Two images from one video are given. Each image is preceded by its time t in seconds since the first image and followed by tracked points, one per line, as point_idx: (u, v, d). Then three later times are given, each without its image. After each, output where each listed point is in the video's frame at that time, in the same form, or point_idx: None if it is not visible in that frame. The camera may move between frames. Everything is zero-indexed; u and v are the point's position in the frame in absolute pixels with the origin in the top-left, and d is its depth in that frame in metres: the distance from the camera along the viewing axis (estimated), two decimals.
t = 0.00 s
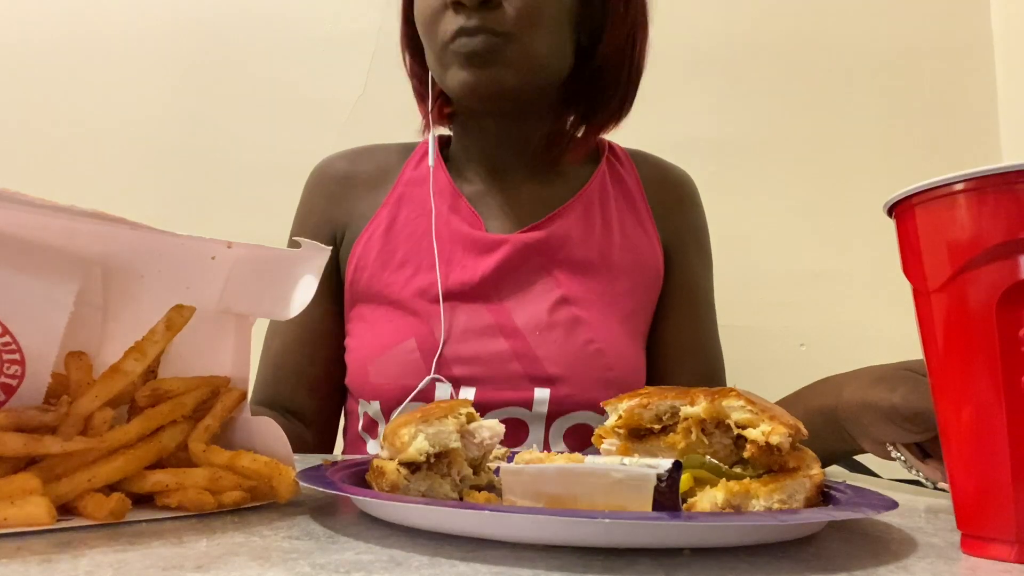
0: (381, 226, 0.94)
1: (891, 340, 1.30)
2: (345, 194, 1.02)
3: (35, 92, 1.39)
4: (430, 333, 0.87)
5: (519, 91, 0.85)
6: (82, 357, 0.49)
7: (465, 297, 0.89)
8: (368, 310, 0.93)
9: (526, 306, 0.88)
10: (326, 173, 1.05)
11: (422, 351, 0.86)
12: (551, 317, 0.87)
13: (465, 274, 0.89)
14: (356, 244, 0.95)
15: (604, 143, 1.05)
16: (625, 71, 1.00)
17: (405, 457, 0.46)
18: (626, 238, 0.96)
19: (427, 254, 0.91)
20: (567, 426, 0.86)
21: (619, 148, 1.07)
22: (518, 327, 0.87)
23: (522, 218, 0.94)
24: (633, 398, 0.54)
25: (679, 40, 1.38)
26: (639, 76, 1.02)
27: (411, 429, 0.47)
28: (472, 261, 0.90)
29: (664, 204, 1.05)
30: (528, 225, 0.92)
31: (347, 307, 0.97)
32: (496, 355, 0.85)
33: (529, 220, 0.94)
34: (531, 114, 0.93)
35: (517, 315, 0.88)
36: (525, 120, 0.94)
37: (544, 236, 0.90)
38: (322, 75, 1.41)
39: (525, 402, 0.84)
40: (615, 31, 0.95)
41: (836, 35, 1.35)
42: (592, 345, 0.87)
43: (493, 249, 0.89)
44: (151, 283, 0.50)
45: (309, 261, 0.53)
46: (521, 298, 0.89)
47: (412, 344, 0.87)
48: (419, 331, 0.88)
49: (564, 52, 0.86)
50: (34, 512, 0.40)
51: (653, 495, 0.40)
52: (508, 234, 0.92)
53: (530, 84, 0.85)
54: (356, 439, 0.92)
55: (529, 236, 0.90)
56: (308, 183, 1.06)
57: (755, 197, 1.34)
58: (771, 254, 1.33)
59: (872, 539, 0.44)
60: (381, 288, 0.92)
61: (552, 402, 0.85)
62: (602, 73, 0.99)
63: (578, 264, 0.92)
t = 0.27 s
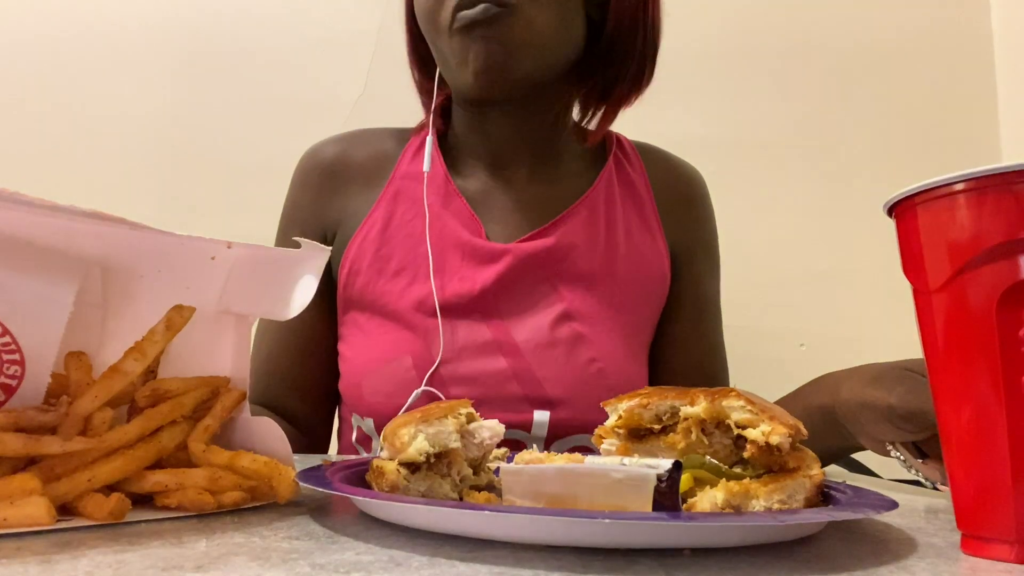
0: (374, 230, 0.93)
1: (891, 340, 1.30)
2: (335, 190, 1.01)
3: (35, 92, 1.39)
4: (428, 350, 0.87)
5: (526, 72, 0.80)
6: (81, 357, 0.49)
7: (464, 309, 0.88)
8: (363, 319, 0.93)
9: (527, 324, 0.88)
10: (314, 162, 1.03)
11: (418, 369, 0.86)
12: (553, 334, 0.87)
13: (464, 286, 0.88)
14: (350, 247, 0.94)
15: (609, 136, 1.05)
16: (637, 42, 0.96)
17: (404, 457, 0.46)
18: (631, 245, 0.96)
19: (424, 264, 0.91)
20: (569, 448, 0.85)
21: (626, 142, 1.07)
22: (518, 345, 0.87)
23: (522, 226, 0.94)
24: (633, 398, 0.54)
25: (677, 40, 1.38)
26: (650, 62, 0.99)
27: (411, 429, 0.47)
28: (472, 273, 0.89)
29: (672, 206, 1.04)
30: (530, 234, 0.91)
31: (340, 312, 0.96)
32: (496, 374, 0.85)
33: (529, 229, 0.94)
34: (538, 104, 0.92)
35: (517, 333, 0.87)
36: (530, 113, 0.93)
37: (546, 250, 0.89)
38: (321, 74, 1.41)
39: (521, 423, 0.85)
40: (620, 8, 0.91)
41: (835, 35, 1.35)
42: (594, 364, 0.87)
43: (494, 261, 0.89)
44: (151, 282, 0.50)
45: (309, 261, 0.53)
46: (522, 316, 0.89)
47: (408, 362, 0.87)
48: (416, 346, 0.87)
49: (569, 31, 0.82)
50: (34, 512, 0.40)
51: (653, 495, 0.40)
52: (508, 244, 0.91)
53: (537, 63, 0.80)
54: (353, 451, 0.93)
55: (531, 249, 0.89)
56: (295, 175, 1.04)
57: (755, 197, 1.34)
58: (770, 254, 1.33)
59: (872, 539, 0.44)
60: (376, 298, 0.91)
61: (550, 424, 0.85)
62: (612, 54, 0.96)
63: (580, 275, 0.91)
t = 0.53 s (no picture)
0: (365, 238, 0.93)
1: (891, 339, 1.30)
2: (323, 195, 1.01)
3: (35, 92, 1.39)
4: (425, 364, 0.87)
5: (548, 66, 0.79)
6: (81, 358, 0.49)
7: (462, 320, 0.88)
8: (358, 331, 0.93)
9: (527, 334, 0.88)
10: (302, 162, 1.03)
11: (415, 384, 0.86)
12: (553, 344, 0.87)
13: (461, 296, 0.88)
14: (340, 256, 0.93)
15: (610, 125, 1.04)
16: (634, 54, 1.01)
17: (404, 457, 0.46)
18: (633, 244, 0.96)
19: (419, 274, 0.90)
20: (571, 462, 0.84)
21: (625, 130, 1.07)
22: (518, 357, 0.87)
23: (519, 232, 0.94)
24: (634, 398, 0.54)
25: (678, 40, 1.38)
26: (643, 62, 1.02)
27: (411, 429, 0.47)
28: (469, 282, 0.89)
29: (671, 203, 1.04)
30: (527, 241, 0.91)
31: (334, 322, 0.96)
32: (496, 388, 0.86)
33: (526, 233, 0.94)
34: (540, 99, 0.91)
35: (516, 344, 0.87)
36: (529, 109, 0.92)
37: (544, 257, 0.89)
38: (321, 74, 1.41)
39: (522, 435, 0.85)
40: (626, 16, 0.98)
41: (835, 35, 1.35)
42: (597, 373, 0.88)
43: (492, 269, 0.89)
44: (151, 282, 0.50)
45: (309, 261, 0.53)
46: (522, 326, 0.89)
47: (404, 376, 0.87)
48: (413, 360, 0.87)
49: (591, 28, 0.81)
50: (34, 512, 0.40)
51: (653, 495, 0.40)
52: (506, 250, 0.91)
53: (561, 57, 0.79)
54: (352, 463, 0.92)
55: (528, 256, 0.89)
56: (280, 179, 1.04)
57: (754, 197, 1.34)
58: (770, 254, 1.33)
59: (872, 540, 0.44)
60: (370, 309, 0.91)
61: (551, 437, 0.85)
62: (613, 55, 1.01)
63: (580, 279, 0.91)
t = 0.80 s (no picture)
0: (355, 245, 0.92)
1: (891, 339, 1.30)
2: (311, 198, 1.01)
3: (36, 93, 1.39)
4: (417, 375, 0.87)
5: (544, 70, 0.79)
6: (80, 357, 0.49)
7: (455, 330, 0.88)
8: (349, 339, 0.93)
9: (521, 343, 0.88)
10: (289, 160, 1.03)
11: (406, 396, 0.86)
12: (547, 353, 0.88)
13: (452, 304, 0.88)
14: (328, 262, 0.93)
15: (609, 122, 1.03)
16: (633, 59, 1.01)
17: (404, 457, 0.46)
18: (630, 246, 0.95)
19: (409, 281, 0.90)
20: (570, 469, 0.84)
21: (622, 128, 1.06)
22: (512, 367, 0.87)
23: (512, 237, 0.94)
24: (633, 398, 0.54)
25: (678, 40, 1.38)
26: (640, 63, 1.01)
27: (411, 429, 0.47)
28: (461, 290, 0.89)
29: (671, 203, 1.04)
30: (519, 248, 0.91)
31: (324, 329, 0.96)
32: (489, 398, 0.86)
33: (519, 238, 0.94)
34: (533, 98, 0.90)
35: (510, 354, 0.88)
36: (521, 109, 0.92)
37: (537, 265, 0.89)
38: (321, 75, 1.41)
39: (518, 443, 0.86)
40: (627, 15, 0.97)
41: (835, 35, 1.35)
42: (592, 382, 0.88)
43: (483, 278, 0.88)
44: (149, 282, 0.50)
45: (309, 260, 0.53)
46: (516, 336, 0.89)
47: (396, 389, 0.87)
48: (404, 371, 0.88)
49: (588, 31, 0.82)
50: (33, 512, 0.40)
51: (653, 495, 0.40)
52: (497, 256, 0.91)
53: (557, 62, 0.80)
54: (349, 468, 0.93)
55: (521, 264, 0.89)
56: (267, 180, 1.04)
57: (754, 197, 1.34)
58: (769, 254, 1.33)
59: (871, 540, 0.44)
60: (360, 318, 0.91)
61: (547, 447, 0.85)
62: (610, 57, 0.99)
63: (574, 285, 0.91)
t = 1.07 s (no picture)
0: (351, 247, 0.92)
1: (891, 339, 1.30)
2: (304, 200, 1.01)
3: (37, 93, 1.39)
4: (414, 377, 0.87)
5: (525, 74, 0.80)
6: (80, 358, 0.49)
7: (451, 332, 0.88)
8: (346, 341, 0.93)
9: (518, 345, 0.88)
10: (284, 160, 1.03)
11: (404, 399, 0.86)
12: (545, 354, 0.88)
13: (449, 306, 0.88)
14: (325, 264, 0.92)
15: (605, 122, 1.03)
16: (631, 56, 1.01)
17: (404, 457, 0.46)
18: (628, 246, 0.95)
19: (406, 283, 0.90)
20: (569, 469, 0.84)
21: (619, 128, 1.06)
22: (509, 369, 0.87)
23: (509, 238, 0.94)
24: (633, 398, 0.54)
25: (678, 40, 1.38)
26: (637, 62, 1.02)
27: (411, 429, 0.47)
28: (457, 291, 0.89)
29: (669, 204, 1.04)
30: (516, 249, 0.91)
31: (321, 331, 0.96)
32: (486, 400, 0.86)
33: (515, 239, 0.94)
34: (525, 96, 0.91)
35: (507, 355, 0.88)
36: (515, 108, 0.92)
37: (533, 265, 0.89)
38: (321, 75, 1.41)
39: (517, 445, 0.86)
40: (622, 16, 0.98)
41: (835, 35, 1.35)
42: (590, 383, 0.88)
43: (479, 279, 0.88)
44: (149, 283, 0.50)
45: (308, 260, 0.53)
46: (513, 337, 0.89)
47: (394, 392, 0.87)
48: (401, 374, 0.87)
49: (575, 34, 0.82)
50: (33, 512, 0.40)
51: (653, 495, 0.40)
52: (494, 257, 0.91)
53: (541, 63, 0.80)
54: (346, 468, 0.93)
55: (518, 265, 0.89)
56: (260, 181, 1.04)
57: (754, 197, 1.34)
58: (769, 254, 1.33)
59: (872, 539, 0.44)
60: (357, 320, 0.91)
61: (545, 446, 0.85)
62: (607, 56, 1.01)
63: (570, 286, 0.91)
